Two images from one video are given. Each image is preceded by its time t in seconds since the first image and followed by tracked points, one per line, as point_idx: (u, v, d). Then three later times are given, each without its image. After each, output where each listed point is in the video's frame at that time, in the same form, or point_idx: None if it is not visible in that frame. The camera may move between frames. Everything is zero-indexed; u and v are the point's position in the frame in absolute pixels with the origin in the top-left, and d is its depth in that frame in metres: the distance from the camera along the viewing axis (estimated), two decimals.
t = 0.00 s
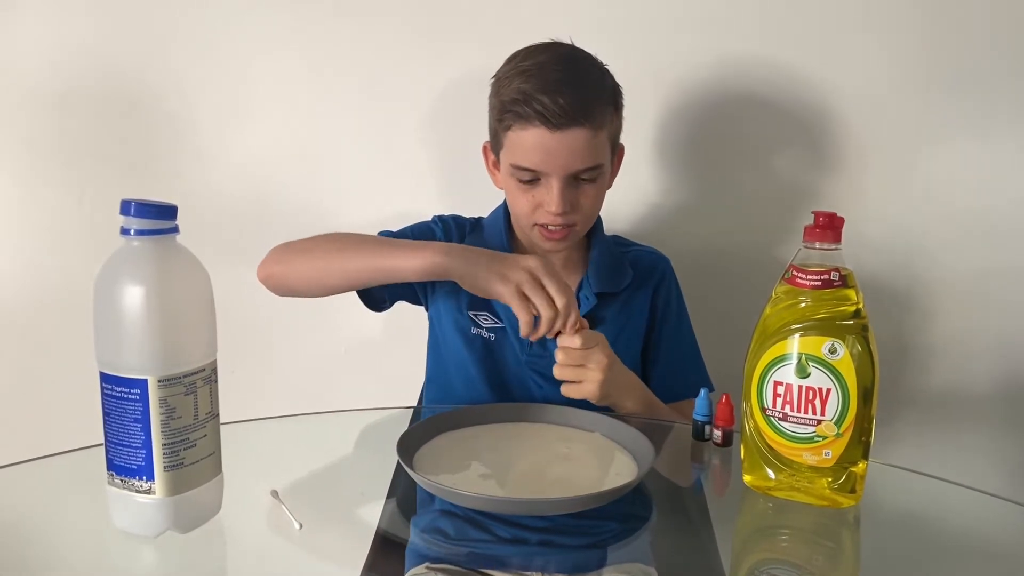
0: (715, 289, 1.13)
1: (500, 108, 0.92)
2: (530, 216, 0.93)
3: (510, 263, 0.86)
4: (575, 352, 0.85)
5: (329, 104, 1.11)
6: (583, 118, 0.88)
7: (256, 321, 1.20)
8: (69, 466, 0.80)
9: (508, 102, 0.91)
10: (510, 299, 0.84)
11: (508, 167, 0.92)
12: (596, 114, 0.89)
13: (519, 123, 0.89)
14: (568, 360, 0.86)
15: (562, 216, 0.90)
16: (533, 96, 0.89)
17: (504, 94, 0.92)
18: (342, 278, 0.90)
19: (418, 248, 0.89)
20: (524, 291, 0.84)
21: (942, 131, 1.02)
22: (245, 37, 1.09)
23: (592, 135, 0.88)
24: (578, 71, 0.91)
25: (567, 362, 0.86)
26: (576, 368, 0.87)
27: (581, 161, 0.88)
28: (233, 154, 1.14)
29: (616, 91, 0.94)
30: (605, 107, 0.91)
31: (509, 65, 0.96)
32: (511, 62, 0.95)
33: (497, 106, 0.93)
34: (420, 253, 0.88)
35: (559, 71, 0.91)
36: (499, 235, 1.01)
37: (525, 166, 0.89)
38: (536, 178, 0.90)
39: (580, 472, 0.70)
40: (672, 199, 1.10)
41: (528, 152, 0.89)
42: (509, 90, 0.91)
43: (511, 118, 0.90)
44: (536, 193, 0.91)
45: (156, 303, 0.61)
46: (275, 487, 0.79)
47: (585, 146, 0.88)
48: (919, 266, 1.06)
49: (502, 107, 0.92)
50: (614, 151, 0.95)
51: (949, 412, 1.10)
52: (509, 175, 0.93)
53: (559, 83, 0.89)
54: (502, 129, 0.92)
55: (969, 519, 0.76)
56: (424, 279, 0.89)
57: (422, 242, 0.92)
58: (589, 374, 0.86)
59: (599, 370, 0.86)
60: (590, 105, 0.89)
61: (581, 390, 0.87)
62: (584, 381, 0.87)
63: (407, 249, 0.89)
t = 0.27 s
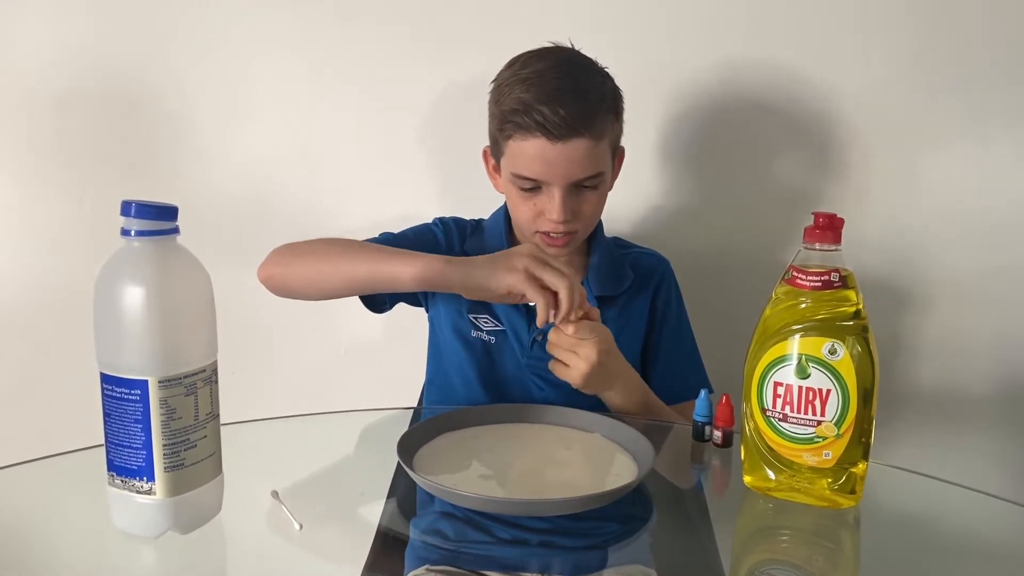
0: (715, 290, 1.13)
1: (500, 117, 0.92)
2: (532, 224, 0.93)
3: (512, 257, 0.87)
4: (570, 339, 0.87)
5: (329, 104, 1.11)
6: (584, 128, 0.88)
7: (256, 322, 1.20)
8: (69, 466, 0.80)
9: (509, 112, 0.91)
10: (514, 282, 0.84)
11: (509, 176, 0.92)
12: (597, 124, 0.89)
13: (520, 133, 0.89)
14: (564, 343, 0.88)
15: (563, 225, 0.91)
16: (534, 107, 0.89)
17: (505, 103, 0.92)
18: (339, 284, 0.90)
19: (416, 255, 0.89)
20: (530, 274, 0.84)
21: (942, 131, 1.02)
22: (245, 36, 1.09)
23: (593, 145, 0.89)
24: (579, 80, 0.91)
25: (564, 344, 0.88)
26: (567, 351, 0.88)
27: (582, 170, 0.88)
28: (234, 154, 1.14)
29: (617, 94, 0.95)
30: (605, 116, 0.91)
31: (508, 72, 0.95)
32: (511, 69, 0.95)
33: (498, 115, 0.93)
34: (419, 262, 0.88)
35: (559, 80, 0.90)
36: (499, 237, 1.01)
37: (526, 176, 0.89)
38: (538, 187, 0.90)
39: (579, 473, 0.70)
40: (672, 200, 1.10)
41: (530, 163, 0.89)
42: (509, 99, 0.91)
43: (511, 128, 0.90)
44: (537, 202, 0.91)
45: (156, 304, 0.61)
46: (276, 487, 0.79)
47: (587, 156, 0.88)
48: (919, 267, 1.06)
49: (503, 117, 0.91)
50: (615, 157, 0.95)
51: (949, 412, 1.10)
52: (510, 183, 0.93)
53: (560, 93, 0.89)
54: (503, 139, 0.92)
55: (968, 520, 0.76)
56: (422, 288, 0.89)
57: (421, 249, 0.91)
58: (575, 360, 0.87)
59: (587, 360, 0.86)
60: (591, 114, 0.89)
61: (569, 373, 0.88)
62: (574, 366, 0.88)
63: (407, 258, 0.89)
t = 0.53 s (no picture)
0: (715, 290, 1.13)
1: (496, 120, 0.92)
2: (531, 226, 0.93)
3: (511, 247, 0.84)
4: (572, 335, 0.87)
5: (329, 105, 1.11)
6: (580, 130, 0.88)
7: (256, 322, 1.20)
8: (69, 467, 0.80)
9: (505, 115, 0.91)
10: (508, 282, 0.82)
11: (507, 178, 0.92)
12: (593, 125, 0.89)
13: (517, 136, 0.89)
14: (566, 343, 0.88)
15: (562, 226, 0.91)
16: (530, 109, 0.89)
17: (501, 106, 0.92)
18: (344, 275, 0.91)
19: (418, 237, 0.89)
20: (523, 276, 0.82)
21: (942, 132, 1.02)
22: (245, 37, 1.09)
23: (590, 146, 0.89)
24: (575, 81, 0.91)
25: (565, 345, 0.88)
26: (571, 353, 0.88)
27: (580, 171, 0.88)
28: (234, 154, 1.14)
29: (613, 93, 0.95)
30: (602, 117, 0.91)
31: (504, 75, 0.95)
32: (506, 71, 0.95)
33: (494, 118, 0.93)
34: (416, 244, 0.87)
35: (555, 82, 0.90)
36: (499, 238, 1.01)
37: (524, 178, 0.89)
38: (536, 189, 0.90)
39: (579, 474, 0.70)
40: (672, 200, 1.10)
41: (527, 165, 0.89)
42: (505, 102, 0.91)
43: (508, 131, 0.90)
44: (535, 204, 0.91)
45: (155, 304, 0.61)
46: (276, 488, 0.79)
47: (584, 158, 0.88)
48: (919, 267, 1.06)
49: (499, 120, 0.91)
50: (613, 158, 0.95)
51: (950, 412, 1.10)
52: (508, 186, 0.93)
53: (555, 95, 0.89)
54: (500, 141, 0.92)
55: (968, 521, 0.76)
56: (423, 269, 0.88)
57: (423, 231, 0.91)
58: (581, 360, 0.87)
59: (593, 356, 0.87)
60: (588, 115, 0.89)
61: (574, 374, 0.88)
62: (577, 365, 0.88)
63: (404, 242, 0.88)
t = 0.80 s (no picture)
0: (715, 290, 1.13)
1: (494, 124, 0.92)
2: (530, 228, 0.93)
3: (519, 242, 0.85)
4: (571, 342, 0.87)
5: (329, 105, 1.11)
6: (578, 131, 0.88)
7: (256, 322, 1.20)
8: (69, 467, 0.80)
9: (503, 118, 0.91)
10: (518, 277, 0.83)
11: (505, 181, 0.92)
12: (591, 126, 0.89)
13: (514, 139, 0.89)
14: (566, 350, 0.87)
15: (562, 227, 0.91)
16: (527, 112, 0.89)
17: (498, 109, 0.92)
18: (348, 271, 0.91)
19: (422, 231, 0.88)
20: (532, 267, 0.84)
21: (942, 131, 1.02)
22: (245, 37, 1.09)
23: (588, 147, 0.89)
24: (572, 82, 0.91)
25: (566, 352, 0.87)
26: (572, 361, 0.87)
27: (578, 173, 0.88)
28: (234, 155, 1.14)
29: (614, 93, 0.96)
30: (600, 118, 0.91)
31: (501, 77, 0.95)
32: (503, 74, 0.95)
33: (491, 121, 0.93)
34: (420, 238, 0.87)
35: (552, 84, 0.90)
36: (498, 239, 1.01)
37: (522, 180, 0.89)
38: (535, 191, 0.90)
39: (578, 474, 0.69)
40: (672, 200, 1.10)
41: (526, 168, 0.88)
42: (503, 105, 0.91)
43: (505, 134, 0.90)
44: (534, 206, 0.91)
45: (155, 305, 0.61)
46: (276, 489, 0.79)
47: (582, 159, 0.88)
48: (919, 267, 1.06)
49: (497, 123, 0.91)
50: (611, 159, 0.95)
51: (950, 413, 1.10)
52: (506, 188, 0.93)
53: (552, 97, 0.89)
54: (498, 144, 0.92)
55: (967, 521, 0.76)
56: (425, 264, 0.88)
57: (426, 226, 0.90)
58: (582, 368, 0.87)
59: (594, 364, 0.86)
60: (585, 116, 0.89)
61: (577, 383, 0.87)
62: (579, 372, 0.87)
63: (407, 236, 0.88)
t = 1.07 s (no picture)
0: (714, 291, 1.13)
1: (492, 126, 0.92)
2: (531, 229, 0.93)
3: (517, 245, 0.82)
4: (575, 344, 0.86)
5: (329, 106, 1.11)
6: (576, 132, 0.88)
7: (256, 323, 1.20)
8: (69, 468, 0.80)
9: (500, 120, 0.91)
10: (506, 271, 0.79)
11: (505, 183, 0.92)
12: (588, 127, 0.89)
13: (512, 141, 0.89)
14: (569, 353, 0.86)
15: (562, 228, 0.91)
16: (525, 114, 0.89)
17: (496, 111, 0.92)
18: (351, 276, 0.91)
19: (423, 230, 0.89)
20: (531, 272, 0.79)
21: (941, 132, 1.02)
22: (245, 38, 1.09)
23: (587, 148, 0.89)
24: (569, 83, 0.91)
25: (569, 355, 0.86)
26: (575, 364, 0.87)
27: (577, 174, 0.88)
28: (233, 156, 1.14)
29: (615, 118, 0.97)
30: (597, 118, 0.91)
31: (498, 79, 0.95)
32: (501, 76, 0.95)
33: (489, 123, 0.93)
34: (422, 236, 0.88)
35: (549, 86, 0.90)
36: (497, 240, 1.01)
37: (522, 183, 0.89)
38: (534, 193, 0.90)
39: (580, 474, 0.69)
40: (671, 201, 1.10)
41: (524, 170, 0.89)
42: (500, 108, 0.91)
43: (503, 137, 0.90)
44: (534, 207, 0.91)
45: (155, 306, 0.61)
46: (275, 490, 0.79)
47: (581, 160, 0.88)
48: (919, 267, 1.06)
49: (495, 126, 0.92)
50: (610, 159, 0.95)
51: (950, 413, 1.10)
52: (506, 191, 0.93)
53: (549, 99, 0.89)
54: (496, 147, 0.92)
55: (967, 522, 0.76)
56: (428, 261, 0.89)
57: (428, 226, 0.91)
58: (586, 371, 0.86)
59: (598, 365, 0.86)
60: (582, 118, 0.89)
61: (581, 387, 0.87)
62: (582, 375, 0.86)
63: (408, 236, 0.89)
